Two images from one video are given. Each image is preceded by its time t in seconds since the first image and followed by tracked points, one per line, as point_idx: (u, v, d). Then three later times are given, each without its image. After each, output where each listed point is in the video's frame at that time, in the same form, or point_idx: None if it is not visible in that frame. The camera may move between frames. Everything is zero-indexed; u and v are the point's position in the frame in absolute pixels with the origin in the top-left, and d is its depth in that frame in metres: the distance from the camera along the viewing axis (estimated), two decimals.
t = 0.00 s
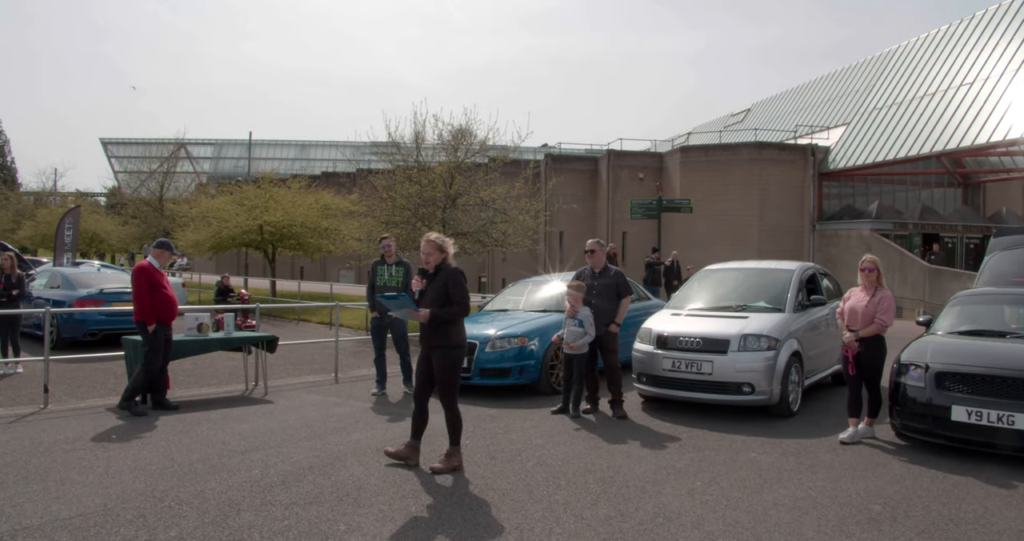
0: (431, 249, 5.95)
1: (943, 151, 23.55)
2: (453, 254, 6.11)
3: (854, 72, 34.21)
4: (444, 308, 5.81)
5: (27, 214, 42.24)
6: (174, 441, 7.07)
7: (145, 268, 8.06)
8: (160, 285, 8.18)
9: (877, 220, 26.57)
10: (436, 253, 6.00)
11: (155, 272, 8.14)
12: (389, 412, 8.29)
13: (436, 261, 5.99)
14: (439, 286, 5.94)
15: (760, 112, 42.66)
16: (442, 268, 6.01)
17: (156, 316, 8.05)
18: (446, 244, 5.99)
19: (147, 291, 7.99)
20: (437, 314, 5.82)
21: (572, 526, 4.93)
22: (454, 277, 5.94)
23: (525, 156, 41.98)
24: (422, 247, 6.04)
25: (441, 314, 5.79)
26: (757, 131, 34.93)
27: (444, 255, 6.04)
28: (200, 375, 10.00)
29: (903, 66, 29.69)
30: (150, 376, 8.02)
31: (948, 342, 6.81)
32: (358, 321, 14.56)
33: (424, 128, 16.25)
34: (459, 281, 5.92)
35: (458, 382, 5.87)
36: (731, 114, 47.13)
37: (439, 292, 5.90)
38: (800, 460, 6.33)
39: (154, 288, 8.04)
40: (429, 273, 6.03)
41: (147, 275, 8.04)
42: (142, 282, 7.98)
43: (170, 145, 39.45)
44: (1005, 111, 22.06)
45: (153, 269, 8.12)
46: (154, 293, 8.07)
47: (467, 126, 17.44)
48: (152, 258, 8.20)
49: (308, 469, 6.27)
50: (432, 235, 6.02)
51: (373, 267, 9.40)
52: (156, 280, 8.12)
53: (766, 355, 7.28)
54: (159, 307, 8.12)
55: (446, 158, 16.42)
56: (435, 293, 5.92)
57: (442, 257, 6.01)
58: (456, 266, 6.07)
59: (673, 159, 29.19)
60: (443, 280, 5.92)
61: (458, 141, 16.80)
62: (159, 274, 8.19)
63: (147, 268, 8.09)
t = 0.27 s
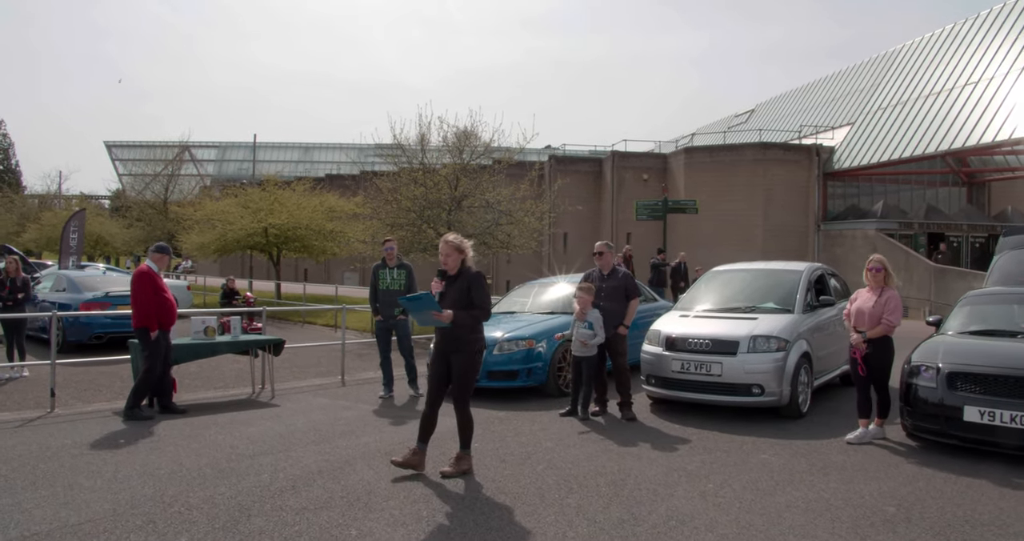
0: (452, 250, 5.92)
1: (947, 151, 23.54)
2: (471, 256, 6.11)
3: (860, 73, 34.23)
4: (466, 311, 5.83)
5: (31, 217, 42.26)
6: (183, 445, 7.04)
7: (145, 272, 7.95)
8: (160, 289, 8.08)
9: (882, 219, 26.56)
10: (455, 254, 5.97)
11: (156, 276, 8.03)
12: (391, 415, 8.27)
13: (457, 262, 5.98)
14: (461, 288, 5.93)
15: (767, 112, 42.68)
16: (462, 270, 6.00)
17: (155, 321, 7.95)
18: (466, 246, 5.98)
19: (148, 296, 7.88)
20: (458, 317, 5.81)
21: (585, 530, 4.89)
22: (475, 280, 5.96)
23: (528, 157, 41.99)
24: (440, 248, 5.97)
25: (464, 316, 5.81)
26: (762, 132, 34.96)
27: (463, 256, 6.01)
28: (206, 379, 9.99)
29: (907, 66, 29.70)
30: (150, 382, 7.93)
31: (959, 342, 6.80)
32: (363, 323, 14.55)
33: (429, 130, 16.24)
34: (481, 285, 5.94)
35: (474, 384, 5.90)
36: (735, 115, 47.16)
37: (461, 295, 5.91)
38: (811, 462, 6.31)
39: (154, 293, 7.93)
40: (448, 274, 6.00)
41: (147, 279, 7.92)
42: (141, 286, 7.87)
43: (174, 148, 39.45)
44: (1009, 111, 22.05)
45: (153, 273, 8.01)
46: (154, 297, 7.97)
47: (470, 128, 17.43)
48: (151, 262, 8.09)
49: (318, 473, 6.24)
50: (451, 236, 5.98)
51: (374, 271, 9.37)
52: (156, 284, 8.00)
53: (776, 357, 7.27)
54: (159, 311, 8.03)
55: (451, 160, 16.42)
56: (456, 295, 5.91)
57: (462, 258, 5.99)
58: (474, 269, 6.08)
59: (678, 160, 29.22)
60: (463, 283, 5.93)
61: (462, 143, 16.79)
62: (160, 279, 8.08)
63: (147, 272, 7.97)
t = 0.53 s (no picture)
0: (460, 252, 5.92)
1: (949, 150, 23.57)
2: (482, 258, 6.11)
3: (861, 74, 34.25)
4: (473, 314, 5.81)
5: (32, 221, 42.15)
6: (189, 450, 7.01)
7: (140, 276, 7.90)
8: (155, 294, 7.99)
9: (885, 219, 26.58)
10: (465, 257, 5.96)
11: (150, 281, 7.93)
12: (396, 418, 8.26)
13: (467, 264, 5.97)
14: (471, 290, 5.93)
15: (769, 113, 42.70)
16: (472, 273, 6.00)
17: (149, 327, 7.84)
18: (475, 248, 5.97)
19: (141, 302, 7.78)
20: (468, 319, 5.80)
21: (596, 533, 4.87)
22: (485, 283, 5.95)
23: (529, 159, 41.98)
24: (450, 251, 5.97)
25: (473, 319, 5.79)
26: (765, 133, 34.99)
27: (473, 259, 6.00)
28: (210, 383, 9.97)
29: (909, 66, 29.75)
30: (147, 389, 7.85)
31: (969, 343, 6.79)
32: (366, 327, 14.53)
33: (431, 133, 16.23)
34: (491, 288, 5.93)
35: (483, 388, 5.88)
36: (737, 116, 47.19)
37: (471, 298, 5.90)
38: (820, 463, 6.29)
39: (149, 298, 7.85)
40: (459, 276, 6.00)
41: (140, 284, 7.84)
42: (135, 292, 7.79)
43: (175, 152, 39.36)
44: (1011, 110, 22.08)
45: (147, 278, 7.92)
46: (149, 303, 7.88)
47: (472, 131, 17.41)
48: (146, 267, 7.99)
49: (326, 478, 6.21)
50: (461, 239, 5.98)
51: (378, 275, 9.36)
52: (150, 289, 7.91)
53: (783, 358, 7.26)
54: (155, 316, 7.96)
55: (454, 163, 16.42)
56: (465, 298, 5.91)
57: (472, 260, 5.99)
58: (485, 272, 6.08)
59: (680, 161, 29.25)
60: (474, 287, 5.93)
61: (464, 145, 16.79)
62: (154, 283, 7.98)
63: (141, 276, 7.89)
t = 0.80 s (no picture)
0: (459, 255, 5.89)
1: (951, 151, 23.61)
2: (484, 260, 6.07)
3: (863, 75, 34.28)
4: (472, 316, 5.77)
5: (35, 224, 42.16)
6: (194, 454, 6.99)
7: (140, 278, 7.85)
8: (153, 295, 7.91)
9: (887, 220, 26.61)
10: (465, 260, 5.93)
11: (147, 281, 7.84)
12: (402, 421, 8.25)
13: (467, 267, 5.93)
14: (471, 293, 5.88)
15: (770, 115, 42.72)
16: (473, 275, 5.95)
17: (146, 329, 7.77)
18: (475, 251, 5.93)
19: (140, 303, 7.72)
20: (467, 321, 5.77)
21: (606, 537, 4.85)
22: (484, 285, 5.89)
23: (530, 161, 42.02)
24: (451, 254, 5.95)
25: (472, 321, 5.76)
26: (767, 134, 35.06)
27: (473, 262, 5.96)
28: (213, 386, 9.94)
29: (910, 67, 29.79)
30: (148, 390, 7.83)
31: (976, 345, 6.79)
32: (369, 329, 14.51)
33: (433, 135, 16.24)
34: (490, 291, 5.87)
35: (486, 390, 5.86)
36: (739, 117, 47.27)
37: (470, 300, 5.86)
38: (827, 465, 6.28)
39: (150, 299, 7.82)
40: (459, 279, 5.96)
41: (141, 285, 7.80)
42: (132, 293, 7.74)
43: (177, 154, 39.32)
44: (1012, 111, 22.10)
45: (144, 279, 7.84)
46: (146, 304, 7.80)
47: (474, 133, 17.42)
48: (144, 267, 7.90)
49: (332, 482, 6.18)
50: (461, 242, 5.95)
51: (385, 277, 9.34)
52: (147, 290, 7.83)
53: (789, 360, 7.25)
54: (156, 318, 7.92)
55: (456, 165, 16.43)
56: (465, 301, 5.87)
57: (472, 263, 5.96)
58: (486, 274, 6.03)
59: (682, 162, 29.29)
60: (473, 289, 5.87)
61: (466, 148, 16.82)
62: (152, 284, 7.89)
63: (139, 276, 7.82)
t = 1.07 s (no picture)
0: (454, 256, 5.89)
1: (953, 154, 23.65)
2: (479, 262, 6.03)
3: (865, 78, 34.31)
4: (463, 317, 5.77)
5: (37, 223, 42.15)
6: (199, 454, 6.97)
7: (144, 277, 7.85)
8: (155, 294, 7.89)
9: (890, 223, 26.65)
10: (460, 261, 5.92)
11: (149, 280, 7.83)
12: (407, 421, 8.24)
13: (462, 268, 5.92)
14: (463, 294, 5.86)
15: (772, 117, 42.74)
16: (468, 277, 5.92)
17: (145, 328, 7.74)
18: (470, 253, 5.90)
19: (143, 301, 7.73)
20: (460, 322, 5.76)
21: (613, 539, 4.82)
22: (477, 286, 5.86)
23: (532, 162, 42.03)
24: (447, 255, 5.97)
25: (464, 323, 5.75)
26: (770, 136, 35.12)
27: (469, 263, 5.94)
28: (217, 385, 9.93)
29: (913, 69, 29.83)
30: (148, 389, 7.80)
31: (982, 347, 6.78)
32: (372, 329, 14.50)
33: (436, 135, 16.27)
34: (483, 292, 5.83)
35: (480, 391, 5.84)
36: (742, 118, 47.36)
37: (462, 301, 5.84)
38: (833, 468, 6.25)
39: (155, 297, 7.84)
40: (455, 280, 5.96)
41: (146, 284, 7.80)
42: (138, 291, 7.73)
43: (179, 153, 39.30)
44: (1014, 113, 22.12)
45: (147, 277, 7.84)
46: (147, 303, 7.77)
47: (477, 133, 17.45)
48: (146, 266, 7.92)
49: (337, 482, 6.16)
50: (457, 243, 5.94)
51: (392, 277, 9.29)
52: (152, 288, 7.85)
53: (794, 362, 7.24)
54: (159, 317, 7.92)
55: (459, 165, 16.46)
56: (457, 302, 5.86)
57: (467, 264, 5.93)
58: (481, 275, 6.00)
59: (685, 163, 29.31)
60: (467, 291, 5.84)
61: (469, 149, 16.86)
62: (155, 282, 7.85)
63: (140, 275, 7.82)
